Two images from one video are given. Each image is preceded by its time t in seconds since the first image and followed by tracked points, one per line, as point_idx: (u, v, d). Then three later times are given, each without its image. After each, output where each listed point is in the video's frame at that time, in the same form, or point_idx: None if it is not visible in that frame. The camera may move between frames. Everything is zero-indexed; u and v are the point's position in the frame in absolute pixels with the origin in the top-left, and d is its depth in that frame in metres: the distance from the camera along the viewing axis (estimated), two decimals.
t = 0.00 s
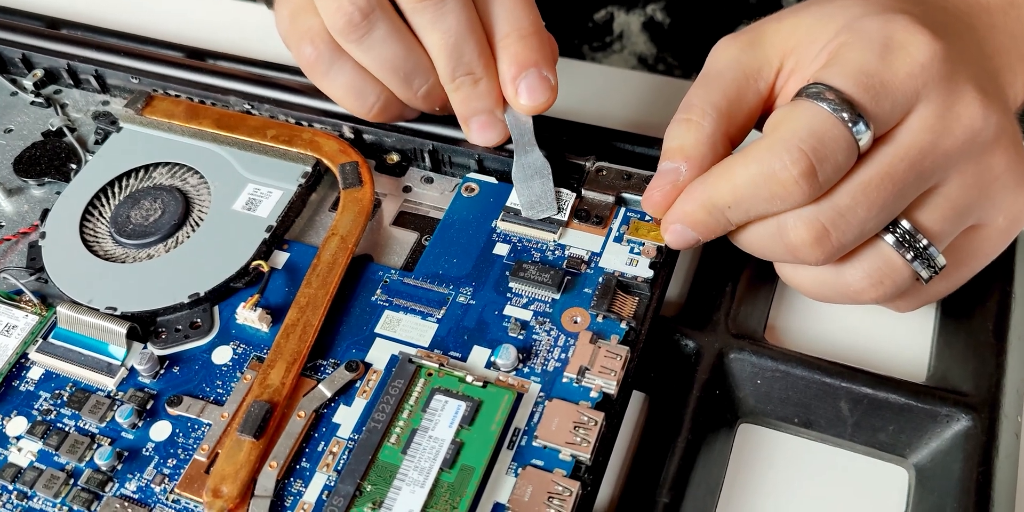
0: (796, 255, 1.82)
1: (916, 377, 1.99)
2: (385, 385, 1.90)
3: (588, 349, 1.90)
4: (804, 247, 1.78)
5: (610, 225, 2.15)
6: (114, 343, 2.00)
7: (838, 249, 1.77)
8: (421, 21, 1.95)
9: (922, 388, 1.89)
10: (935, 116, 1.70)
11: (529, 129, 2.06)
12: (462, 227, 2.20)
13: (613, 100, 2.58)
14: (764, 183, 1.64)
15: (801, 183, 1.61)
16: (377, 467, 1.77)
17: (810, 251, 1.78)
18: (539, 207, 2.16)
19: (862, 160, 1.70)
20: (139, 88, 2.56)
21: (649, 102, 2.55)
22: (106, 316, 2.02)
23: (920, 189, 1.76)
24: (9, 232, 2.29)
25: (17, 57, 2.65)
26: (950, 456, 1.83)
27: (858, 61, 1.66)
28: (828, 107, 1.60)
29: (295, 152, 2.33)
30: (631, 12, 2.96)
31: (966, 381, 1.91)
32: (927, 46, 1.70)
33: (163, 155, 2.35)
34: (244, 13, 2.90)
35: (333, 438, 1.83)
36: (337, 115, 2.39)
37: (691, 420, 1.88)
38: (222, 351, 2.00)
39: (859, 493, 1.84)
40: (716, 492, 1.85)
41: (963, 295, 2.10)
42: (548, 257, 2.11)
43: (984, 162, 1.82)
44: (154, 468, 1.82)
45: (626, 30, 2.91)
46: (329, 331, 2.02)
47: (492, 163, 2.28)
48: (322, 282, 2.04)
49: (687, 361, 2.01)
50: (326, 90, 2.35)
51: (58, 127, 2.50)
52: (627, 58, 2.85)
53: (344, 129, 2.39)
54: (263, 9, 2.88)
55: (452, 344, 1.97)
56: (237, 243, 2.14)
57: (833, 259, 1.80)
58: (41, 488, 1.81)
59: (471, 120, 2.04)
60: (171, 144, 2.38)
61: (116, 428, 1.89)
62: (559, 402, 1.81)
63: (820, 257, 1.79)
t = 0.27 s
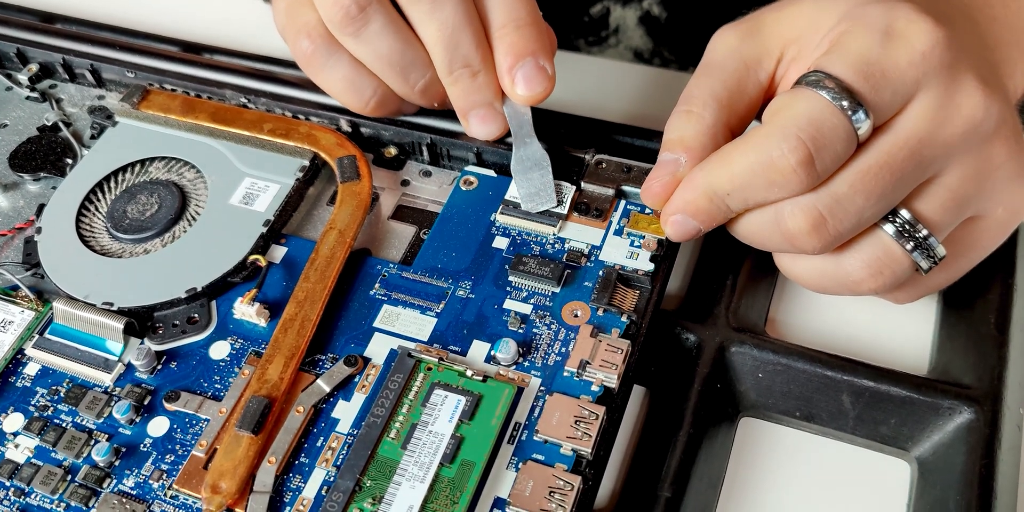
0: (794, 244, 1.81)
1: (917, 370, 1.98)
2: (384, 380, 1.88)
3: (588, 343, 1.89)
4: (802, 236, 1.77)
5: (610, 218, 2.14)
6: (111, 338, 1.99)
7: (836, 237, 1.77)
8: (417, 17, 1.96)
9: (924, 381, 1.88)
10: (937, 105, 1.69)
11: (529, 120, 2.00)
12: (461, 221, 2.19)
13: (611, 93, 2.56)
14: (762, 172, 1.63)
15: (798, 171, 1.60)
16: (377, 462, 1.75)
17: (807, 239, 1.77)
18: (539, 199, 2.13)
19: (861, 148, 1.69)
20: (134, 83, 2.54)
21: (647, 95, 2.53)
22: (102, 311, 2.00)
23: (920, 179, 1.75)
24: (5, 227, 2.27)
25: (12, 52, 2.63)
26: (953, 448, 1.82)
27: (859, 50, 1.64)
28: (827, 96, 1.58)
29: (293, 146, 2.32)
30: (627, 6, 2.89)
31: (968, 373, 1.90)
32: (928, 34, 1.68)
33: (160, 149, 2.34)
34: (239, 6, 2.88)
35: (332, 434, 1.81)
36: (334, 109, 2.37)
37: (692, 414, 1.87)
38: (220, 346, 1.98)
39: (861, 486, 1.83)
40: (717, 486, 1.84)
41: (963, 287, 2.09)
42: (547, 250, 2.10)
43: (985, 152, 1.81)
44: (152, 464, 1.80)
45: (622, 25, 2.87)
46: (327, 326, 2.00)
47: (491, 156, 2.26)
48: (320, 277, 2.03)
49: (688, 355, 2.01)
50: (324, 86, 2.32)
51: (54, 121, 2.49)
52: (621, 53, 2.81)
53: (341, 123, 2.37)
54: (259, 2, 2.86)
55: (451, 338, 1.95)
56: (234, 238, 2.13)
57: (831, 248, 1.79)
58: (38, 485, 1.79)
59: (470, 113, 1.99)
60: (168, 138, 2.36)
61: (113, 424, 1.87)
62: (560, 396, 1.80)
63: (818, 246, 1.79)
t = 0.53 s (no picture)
0: (788, 239, 1.81)
1: (913, 365, 1.99)
2: (380, 377, 1.88)
3: (585, 340, 1.89)
4: (796, 231, 1.77)
5: (606, 215, 2.14)
6: (107, 336, 1.98)
7: (830, 232, 1.77)
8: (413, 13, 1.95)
9: (919, 376, 1.89)
10: (932, 99, 1.69)
11: (525, 116, 2.01)
12: (457, 218, 2.19)
13: (606, 89, 2.56)
14: (757, 167, 1.63)
15: (793, 167, 1.60)
16: (374, 459, 1.75)
17: (802, 234, 1.78)
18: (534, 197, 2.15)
19: (855, 143, 1.69)
20: (129, 80, 2.53)
21: (643, 92, 2.53)
22: (98, 309, 2.00)
23: (914, 174, 1.76)
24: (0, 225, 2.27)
25: (6, 49, 2.62)
26: (948, 443, 1.83)
27: (854, 45, 1.64)
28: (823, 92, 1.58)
29: (288, 143, 2.31)
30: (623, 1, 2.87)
31: (963, 368, 1.90)
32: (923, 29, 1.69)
33: (155, 147, 2.33)
34: (234, 3, 2.87)
35: (329, 431, 1.82)
36: (329, 106, 2.37)
37: (689, 410, 1.87)
38: (216, 343, 1.98)
39: (857, 481, 1.84)
40: (714, 482, 1.85)
41: (958, 281, 2.09)
42: (544, 247, 2.10)
43: (980, 147, 1.81)
44: (149, 461, 1.80)
45: (617, 20, 2.84)
46: (324, 323, 2.00)
47: (487, 153, 2.26)
48: (316, 274, 2.03)
49: (684, 351, 2.00)
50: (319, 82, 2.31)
51: (48, 119, 2.48)
52: (617, 49, 2.79)
53: (337, 120, 2.36)
54: None
55: (448, 335, 1.95)
56: (230, 235, 2.12)
57: (825, 242, 1.79)
58: (35, 483, 1.79)
59: (467, 110, 2.00)
60: (163, 136, 2.36)
61: (110, 422, 1.87)
62: (556, 392, 1.80)
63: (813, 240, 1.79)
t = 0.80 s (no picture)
0: (781, 236, 1.83)
1: (905, 362, 2.00)
2: (376, 376, 1.89)
3: (579, 337, 1.90)
4: (789, 228, 1.79)
5: (600, 213, 2.16)
6: (103, 336, 1.99)
7: (822, 230, 1.79)
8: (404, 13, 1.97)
9: (911, 373, 1.90)
10: (923, 98, 1.70)
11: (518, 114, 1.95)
12: (452, 217, 2.20)
13: (601, 87, 2.57)
14: (750, 166, 1.65)
15: (786, 165, 1.61)
16: (370, 457, 1.77)
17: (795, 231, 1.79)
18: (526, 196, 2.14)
19: (847, 142, 1.71)
20: (124, 80, 2.53)
21: (637, 90, 2.54)
22: (95, 309, 2.01)
23: (906, 172, 1.77)
24: None
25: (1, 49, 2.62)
26: (940, 439, 1.84)
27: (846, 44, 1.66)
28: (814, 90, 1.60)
29: (284, 143, 2.32)
30: None
31: (955, 365, 1.92)
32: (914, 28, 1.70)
33: (151, 147, 2.34)
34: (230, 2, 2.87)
35: (325, 429, 1.83)
36: (325, 106, 2.37)
37: (683, 407, 1.89)
38: (213, 342, 1.99)
39: (849, 477, 1.86)
40: (707, 478, 1.86)
41: (949, 278, 2.11)
42: (538, 246, 2.11)
43: (970, 145, 1.83)
44: (146, 460, 1.81)
45: (609, 17, 2.90)
46: (319, 322, 2.01)
47: (482, 152, 2.27)
48: (312, 273, 2.04)
49: (678, 349, 2.02)
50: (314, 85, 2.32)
51: (44, 119, 2.48)
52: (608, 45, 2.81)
53: (332, 119, 2.37)
54: None
55: (443, 333, 1.97)
56: (225, 235, 2.13)
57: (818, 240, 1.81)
58: (32, 482, 1.80)
59: (461, 113, 1.98)
60: (159, 136, 2.36)
61: (106, 421, 1.88)
62: (551, 390, 1.82)
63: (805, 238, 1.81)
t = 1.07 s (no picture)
0: (777, 235, 1.83)
1: (899, 359, 2.01)
2: (371, 374, 1.90)
3: (574, 335, 1.91)
4: (785, 226, 1.79)
5: (594, 211, 2.16)
6: (99, 335, 1.99)
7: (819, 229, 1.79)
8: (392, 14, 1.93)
9: (904, 370, 1.91)
10: (917, 96, 1.71)
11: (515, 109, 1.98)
12: (447, 216, 2.20)
13: (598, 86, 2.58)
14: (746, 164, 1.65)
15: (782, 164, 1.62)
16: (365, 455, 1.77)
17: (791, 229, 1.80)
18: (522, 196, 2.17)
19: (843, 140, 1.71)
20: (119, 79, 2.53)
21: (633, 89, 2.55)
22: (90, 308, 2.01)
23: (899, 170, 1.78)
24: None
25: None
26: (933, 436, 1.85)
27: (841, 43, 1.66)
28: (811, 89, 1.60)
29: (279, 142, 2.32)
30: None
31: (948, 362, 1.93)
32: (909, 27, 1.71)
33: (146, 146, 2.34)
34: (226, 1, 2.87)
35: (321, 428, 1.83)
36: (320, 104, 2.37)
37: (677, 405, 1.90)
38: (208, 341, 2.00)
39: (842, 473, 1.87)
40: (702, 475, 1.87)
41: (944, 275, 2.12)
42: (533, 244, 2.12)
43: (965, 143, 1.83)
44: (142, 459, 1.82)
45: (608, 17, 2.91)
46: (315, 321, 2.02)
47: (477, 151, 2.28)
48: (307, 272, 2.04)
49: (672, 346, 2.03)
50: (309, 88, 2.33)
51: (39, 118, 2.48)
52: (609, 45, 2.82)
53: (327, 118, 2.37)
54: None
55: (438, 332, 1.97)
56: (220, 234, 2.13)
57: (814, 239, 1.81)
58: (27, 481, 1.80)
59: (459, 109, 2.03)
60: (154, 135, 2.36)
61: (103, 420, 1.88)
62: (546, 388, 1.82)
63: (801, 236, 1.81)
